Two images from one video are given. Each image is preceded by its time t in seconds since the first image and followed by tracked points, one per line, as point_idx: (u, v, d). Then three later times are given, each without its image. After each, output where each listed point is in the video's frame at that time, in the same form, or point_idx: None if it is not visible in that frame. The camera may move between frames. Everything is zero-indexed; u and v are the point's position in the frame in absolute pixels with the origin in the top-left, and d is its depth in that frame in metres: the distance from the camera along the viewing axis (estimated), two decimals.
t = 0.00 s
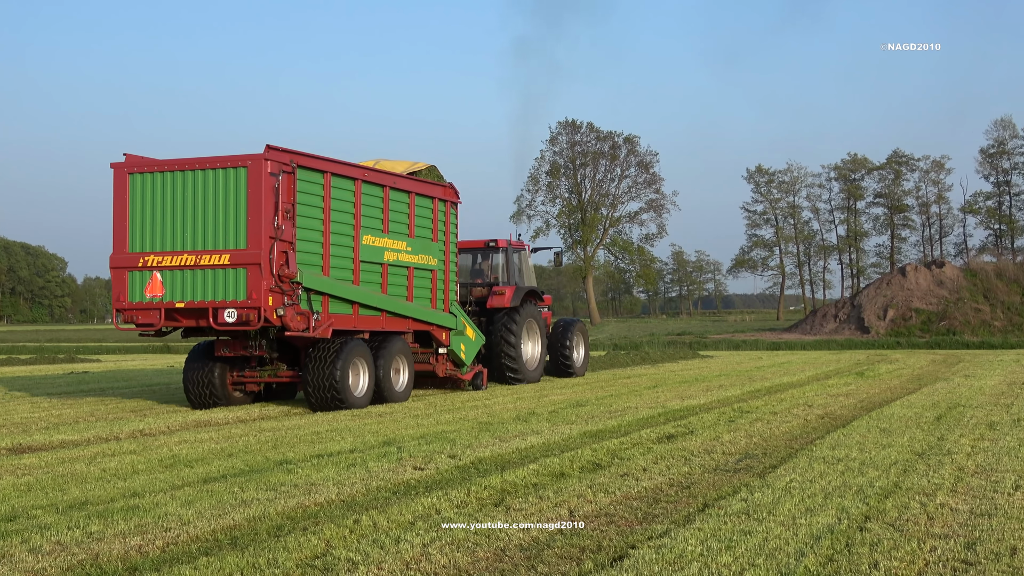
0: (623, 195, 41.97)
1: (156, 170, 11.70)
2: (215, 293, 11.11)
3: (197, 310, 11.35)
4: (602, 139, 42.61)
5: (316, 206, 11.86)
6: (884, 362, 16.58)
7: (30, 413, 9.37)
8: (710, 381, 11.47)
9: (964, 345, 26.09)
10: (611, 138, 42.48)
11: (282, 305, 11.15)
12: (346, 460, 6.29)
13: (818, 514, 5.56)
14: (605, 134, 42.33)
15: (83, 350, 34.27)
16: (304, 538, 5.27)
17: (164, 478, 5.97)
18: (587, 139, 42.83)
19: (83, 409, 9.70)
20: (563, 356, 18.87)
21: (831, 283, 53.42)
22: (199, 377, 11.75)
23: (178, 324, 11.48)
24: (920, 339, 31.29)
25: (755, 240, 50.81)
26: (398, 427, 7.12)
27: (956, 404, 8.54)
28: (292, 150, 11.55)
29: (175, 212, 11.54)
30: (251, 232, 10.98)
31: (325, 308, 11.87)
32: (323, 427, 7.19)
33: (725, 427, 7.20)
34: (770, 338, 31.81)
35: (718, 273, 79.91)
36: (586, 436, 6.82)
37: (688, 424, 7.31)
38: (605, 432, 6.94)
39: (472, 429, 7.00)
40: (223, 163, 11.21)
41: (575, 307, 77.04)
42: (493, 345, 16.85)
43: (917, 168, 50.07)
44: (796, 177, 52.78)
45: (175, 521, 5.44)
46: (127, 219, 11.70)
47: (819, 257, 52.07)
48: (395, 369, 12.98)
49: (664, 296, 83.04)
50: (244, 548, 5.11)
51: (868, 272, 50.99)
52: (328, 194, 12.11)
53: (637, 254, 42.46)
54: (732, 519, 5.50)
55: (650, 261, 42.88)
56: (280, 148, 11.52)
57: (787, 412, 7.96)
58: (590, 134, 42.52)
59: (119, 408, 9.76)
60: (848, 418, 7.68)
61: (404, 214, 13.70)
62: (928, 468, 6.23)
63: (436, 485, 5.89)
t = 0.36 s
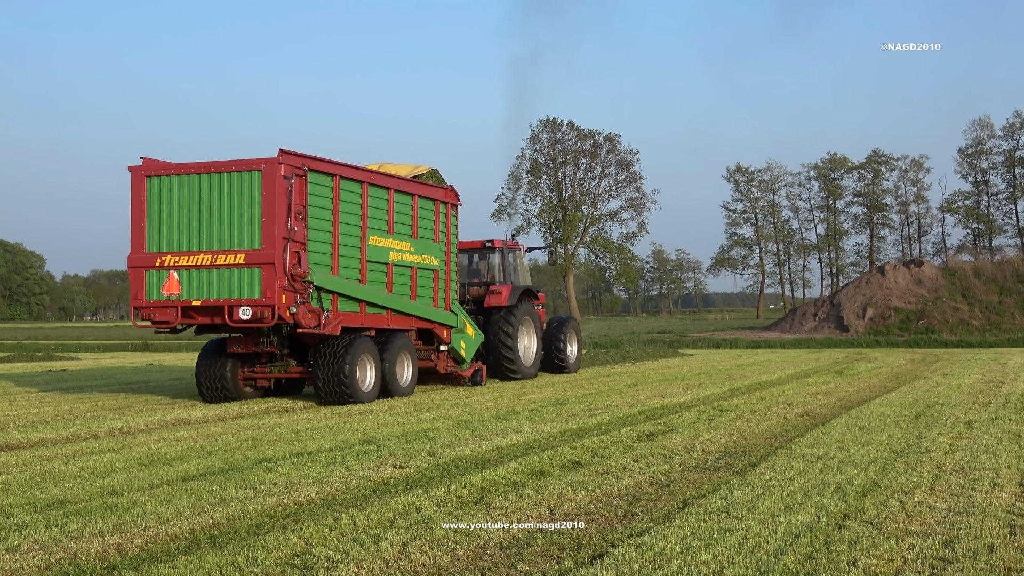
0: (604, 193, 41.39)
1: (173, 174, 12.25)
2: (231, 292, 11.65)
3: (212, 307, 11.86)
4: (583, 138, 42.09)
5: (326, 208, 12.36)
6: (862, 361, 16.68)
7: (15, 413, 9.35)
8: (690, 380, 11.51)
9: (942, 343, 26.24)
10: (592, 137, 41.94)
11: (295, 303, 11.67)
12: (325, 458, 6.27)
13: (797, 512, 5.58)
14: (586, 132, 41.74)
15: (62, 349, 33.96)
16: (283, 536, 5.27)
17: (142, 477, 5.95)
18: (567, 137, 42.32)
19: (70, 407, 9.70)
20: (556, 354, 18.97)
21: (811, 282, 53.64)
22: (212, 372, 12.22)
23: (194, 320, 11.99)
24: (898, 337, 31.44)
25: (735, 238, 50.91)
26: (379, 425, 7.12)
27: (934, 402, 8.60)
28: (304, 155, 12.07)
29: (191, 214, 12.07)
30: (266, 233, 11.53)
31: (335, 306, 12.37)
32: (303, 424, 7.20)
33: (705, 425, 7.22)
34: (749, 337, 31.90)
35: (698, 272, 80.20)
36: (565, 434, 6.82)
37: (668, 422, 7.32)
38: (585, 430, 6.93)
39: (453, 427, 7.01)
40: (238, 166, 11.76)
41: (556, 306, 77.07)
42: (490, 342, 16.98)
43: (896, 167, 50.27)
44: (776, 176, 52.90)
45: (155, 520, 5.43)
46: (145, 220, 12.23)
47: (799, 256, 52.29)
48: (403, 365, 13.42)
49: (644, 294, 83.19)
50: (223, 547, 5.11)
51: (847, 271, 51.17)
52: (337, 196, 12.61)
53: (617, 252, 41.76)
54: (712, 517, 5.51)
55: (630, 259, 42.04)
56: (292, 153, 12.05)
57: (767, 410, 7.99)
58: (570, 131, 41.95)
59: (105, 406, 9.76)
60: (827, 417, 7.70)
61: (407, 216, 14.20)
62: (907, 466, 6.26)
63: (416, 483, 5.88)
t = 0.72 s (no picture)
0: (585, 190, 40.81)
1: (187, 177, 12.55)
2: (244, 291, 11.96)
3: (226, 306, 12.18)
4: (563, 135, 41.21)
5: (334, 210, 12.72)
6: (840, 357, 16.82)
7: None
8: (670, 377, 11.54)
9: (920, 339, 26.37)
10: (572, 135, 41.01)
11: (306, 302, 12.02)
12: (305, 457, 6.23)
13: (777, 508, 5.60)
14: (565, 130, 40.84)
15: (40, 349, 33.68)
16: (263, 536, 5.26)
17: (121, 477, 5.92)
18: (547, 136, 41.46)
19: (53, 406, 9.66)
20: (549, 350, 19.16)
21: (790, 279, 53.85)
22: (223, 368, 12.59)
23: (208, 319, 12.31)
24: (877, 334, 31.55)
25: (714, 236, 50.98)
26: (359, 423, 7.10)
27: (913, 398, 8.65)
28: (314, 159, 12.42)
29: (205, 216, 12.37)
30: (278, 234, 11.85)
31: (342, 304, 12.73)
32: (283, 423, 7.19)
33: (685, 422, 7.24)
34: (729, 335, 31.97)
35: (677, 269, 80.56)
36: (545, 432, 6.82)
37: (649, 419, 7.33)
38: (565, 428, 6.93)
39: (433, 425, 7.02)
40: (251, 170, 12.07)
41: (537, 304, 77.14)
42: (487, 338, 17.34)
43: (874, 165, 50.45)
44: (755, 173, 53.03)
45: (133, 520, 5.41)
46: (161, 222, 12.53)
47: (778, 253, 52.49)
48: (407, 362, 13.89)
49: (624, 292, 83.41)
50: (202, 546, 5.09)
51: (826, 268, 51.39)
52: (344, 199, 12.97)
53: (597, 250, 41.13)
54: (692, 514, 5.53)
55: (610, 257, 41.45)
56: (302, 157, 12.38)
57: (746, 407, 8.02)
58: (550, 129, 41.10)
59: (88, 406, 9.73)
60: (806, 413, 7.73)
61: (410, 217, 14.58)
62: (885, 462, 6.30)
63: (396, 482, 5.87)
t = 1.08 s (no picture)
0: (564, 189, 40.72)
1: (200, 181, 12.91)
2: (255, 291, 12.33)
3: (237, 305, 12.54)
4: (541, 134, 40.84)
5: (340, 212, 13.09)
6: (822, 353, 16.91)
7: None
8: (650, 375, 11.55)
9: (898, 336, 26.46)
10: (551, 133, 40.69)
11: (314, 300, 12.40)
12: (282, 457, 6.22)
13: (756, 505, 5.63)
14: (544, 129, 40.48)
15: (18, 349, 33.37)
16: (241, 536, 5.25)
17: (99, 477, 5.91)
18: (526, 134, 41.11)
19: (34, 407, 9.63)
20: (542, 348, 19.28)
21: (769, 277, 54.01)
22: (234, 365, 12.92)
23: (220, 317, 12.67)
24: (855, 331, 31.64)
25: (693, 233, 51.03)
26: (338, 423, 7.09)
27: (892, 395, 8.69)
28: (321, 163, 12.81)
29: (217, 218, 12.74)
30: (288, 236, 12.23)
31: (348, 303, 13.09)
32: (263, 423, 7.18)
33: (665, 420, 7.26)
34: (708, 332, 32.03)
35: (657, 267, 80.74)
36: (524, 431, 6.83)
37: (628, 417, 7.35)
38: (544, 426, 6.94)
39: (412, 424, 7.02)
40: (262, 174, 12.45)
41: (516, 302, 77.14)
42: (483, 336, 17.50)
43: (852, 163, 50.56)
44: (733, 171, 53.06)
45: (112, 521, 5.40)
46: (174, 224, 12.89)
47: (756, 251, 52.67)
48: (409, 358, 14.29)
49: (604, 289, 83.54)
50: (181, 547, 5.08)
51: (804, 265, 51.54)
52: (350, 201, 13.34)
53: (576, 249, 40.85)
54: (670, 511, 5.54)
55: (589, 256, 41.27)
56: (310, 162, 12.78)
57: (725, 405, 8.04)
58: (529, 128, 40.73)
59: (71, 406, 9.69)
60: (785, 411, 7.75)
61: (411, 219, 14.95)
62: (863, 459, 6.33)
63: (376, 481, 5.86)
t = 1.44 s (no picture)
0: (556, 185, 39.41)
1: (215, 181, 13.08)
2: (271, 289, 12.53)
3: (253, 303, 12.72)
4: (532, 128, 39.66)
5: (353, 211, 13.25)
6: (817, 355, 16.81)
7: None
8: (643, 375, 11.43)
9: (896, 336, 26.35)
10: (542, 127, 39.56)
11: (328, 299, 12.59)
12: (267, 458, 6.08)
13: (750, 509, 5.50)
14: (535, 122, 39.32)
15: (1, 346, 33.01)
16: (224, 538, 5.11)
17: (77, 478, 5.76)
18: (516, 128, 39.82)
19: (17, 406, 9.46)
20: (545, 346, 19.23)
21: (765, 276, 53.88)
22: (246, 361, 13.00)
23: (235, 315, 12.84)
24: (852, 331, 31.53)
25: (687, 231, 50.90)
26: (323, 423, 6.96)
27: (888, 396, 8.56)
28: (335, 164, 12.98)
29: (233, 217, 12.92)
30: (303, 235, 12.42)
31: (360, 301, 13.24)
32: (246, 422, 7.05)
33: (658, 421, 7.14)
34: (702, 332, 31.90)
35: (650, 265, 80.62)
36: (514, 432, 6.69)
37: (620, 418, 7.22)
38: (535, 427, 6.81)
39: (399, 424, 6.88)
40: (277, 175, 12.63)
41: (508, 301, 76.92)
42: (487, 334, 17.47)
43: (849, 160, 50.46)
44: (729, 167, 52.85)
45: (90, 522, 5.26)
46: (190, 223, 13.06)
47: (752, 249, 52.51)
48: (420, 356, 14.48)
49: (596, 288, 83.35)
50: (161, 550, 4.94)
51: (800, 264, 51.43)
52: (362, 201, 13.50)
53: (568, 246, 40.15)
54: (662, 515, 5.42)
55: (581, 253, 40.69)
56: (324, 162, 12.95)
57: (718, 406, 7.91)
58: (519, 121, 39.48)
59: (57, 404, 9.54)
60: (780, 412, 7.62)
61: (421, 218, 15.09)
62: (860, 461, 6.21)
63: (362, 483, 5.73)
